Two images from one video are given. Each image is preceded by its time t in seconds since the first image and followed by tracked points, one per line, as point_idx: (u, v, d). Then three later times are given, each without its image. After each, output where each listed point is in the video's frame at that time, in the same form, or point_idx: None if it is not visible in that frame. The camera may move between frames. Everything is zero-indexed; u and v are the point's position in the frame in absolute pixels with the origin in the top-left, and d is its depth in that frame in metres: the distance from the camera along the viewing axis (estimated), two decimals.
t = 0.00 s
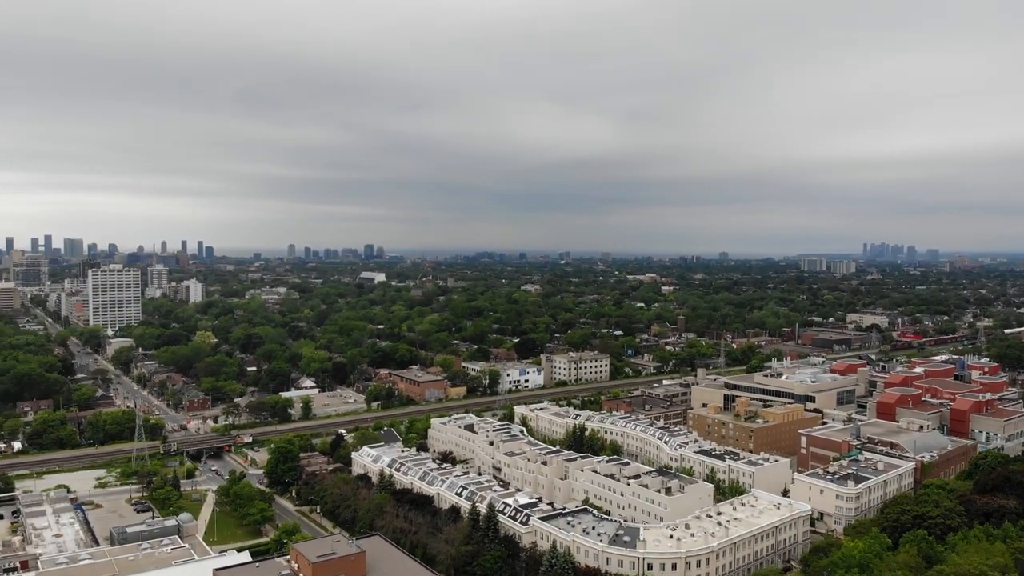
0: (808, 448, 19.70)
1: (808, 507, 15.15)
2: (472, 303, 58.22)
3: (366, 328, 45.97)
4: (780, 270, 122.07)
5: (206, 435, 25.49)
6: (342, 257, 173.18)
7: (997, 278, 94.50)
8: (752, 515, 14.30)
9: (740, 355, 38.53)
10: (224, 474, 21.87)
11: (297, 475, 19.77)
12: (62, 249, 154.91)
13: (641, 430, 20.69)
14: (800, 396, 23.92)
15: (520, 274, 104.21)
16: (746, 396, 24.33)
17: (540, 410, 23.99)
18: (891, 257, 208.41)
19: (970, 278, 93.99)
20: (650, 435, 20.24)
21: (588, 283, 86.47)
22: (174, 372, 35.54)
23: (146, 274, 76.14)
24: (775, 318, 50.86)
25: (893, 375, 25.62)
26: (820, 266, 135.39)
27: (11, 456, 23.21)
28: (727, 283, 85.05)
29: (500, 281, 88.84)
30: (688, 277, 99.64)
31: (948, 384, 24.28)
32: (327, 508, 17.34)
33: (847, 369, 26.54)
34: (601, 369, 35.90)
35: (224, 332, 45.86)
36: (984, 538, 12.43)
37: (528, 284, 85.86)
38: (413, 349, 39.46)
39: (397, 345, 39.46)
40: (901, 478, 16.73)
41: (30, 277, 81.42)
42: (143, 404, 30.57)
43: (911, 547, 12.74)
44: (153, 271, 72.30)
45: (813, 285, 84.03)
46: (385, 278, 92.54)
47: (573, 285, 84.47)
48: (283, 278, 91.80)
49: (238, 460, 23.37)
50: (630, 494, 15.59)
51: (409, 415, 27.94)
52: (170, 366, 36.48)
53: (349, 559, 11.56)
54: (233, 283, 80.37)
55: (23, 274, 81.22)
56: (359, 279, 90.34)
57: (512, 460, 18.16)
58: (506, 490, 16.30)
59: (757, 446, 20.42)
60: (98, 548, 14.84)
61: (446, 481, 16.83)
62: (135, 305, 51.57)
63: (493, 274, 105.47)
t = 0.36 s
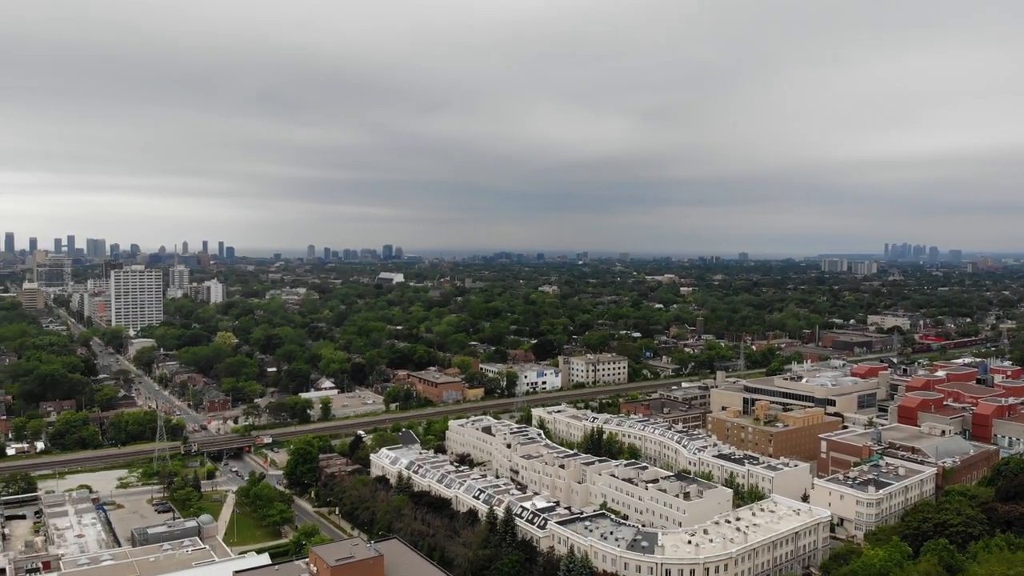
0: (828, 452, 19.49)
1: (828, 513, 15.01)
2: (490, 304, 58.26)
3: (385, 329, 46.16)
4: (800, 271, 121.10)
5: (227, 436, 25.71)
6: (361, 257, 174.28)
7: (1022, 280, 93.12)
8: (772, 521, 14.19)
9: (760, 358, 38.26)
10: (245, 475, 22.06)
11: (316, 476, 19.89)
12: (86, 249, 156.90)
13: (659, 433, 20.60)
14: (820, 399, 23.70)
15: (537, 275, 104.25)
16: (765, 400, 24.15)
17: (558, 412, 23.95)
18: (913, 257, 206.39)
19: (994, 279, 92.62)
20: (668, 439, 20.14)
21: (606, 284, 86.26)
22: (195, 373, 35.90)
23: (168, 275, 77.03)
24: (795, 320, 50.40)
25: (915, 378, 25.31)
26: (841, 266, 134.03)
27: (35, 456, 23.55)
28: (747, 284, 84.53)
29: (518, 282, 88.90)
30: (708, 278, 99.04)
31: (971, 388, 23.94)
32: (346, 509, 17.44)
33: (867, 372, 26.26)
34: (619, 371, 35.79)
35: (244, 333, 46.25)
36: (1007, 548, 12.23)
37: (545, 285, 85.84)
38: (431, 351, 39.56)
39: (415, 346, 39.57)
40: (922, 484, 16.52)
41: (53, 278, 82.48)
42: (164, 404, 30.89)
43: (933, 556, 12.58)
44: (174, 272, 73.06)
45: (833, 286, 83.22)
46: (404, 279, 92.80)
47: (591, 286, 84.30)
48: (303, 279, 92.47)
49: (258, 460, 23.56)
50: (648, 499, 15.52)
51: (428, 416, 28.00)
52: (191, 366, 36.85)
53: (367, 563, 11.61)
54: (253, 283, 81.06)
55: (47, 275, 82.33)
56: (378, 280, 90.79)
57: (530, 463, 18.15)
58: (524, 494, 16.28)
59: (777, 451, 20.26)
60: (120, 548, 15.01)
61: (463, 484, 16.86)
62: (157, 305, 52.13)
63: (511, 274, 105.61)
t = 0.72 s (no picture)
0: (846, 457, 19.31)
1: (846, 518, 14.89)
2: (506, 305, 58.32)
3: (401, 330, 46.31)
4: (817, 272, 120.24)
5: (245, 436, 25.91)
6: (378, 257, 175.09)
7: None
8: (789, 527, 14.09)
9: (778, 360, 38.03)
10: (262, 476, 22.21)
11: (333, 478, 19.99)
12: (106, 249, 158.60)
13: (675, 437, 20.51)
14: (838, 403, 23.50)
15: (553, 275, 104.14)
16: (782, 403, 23.99)
17: (573, 414, 23.93)
18: (933, 257, 204.72)
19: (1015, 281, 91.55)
20: (685, 442, 20.05)
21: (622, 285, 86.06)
22: (213, 373, 36.21)
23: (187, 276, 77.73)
24: (813, 322, 50.03)
25: (935, 382, 25.03)
26: (858, 267, 132.80)
27: (56, 456, 23.84)
28: (764, 285, 84.09)
29: (534, 282, 88.92)
30: (725, 279, 98.50)
31: (992, 392, 23.65)
32: (362, 511, 17.51)
33: (886, 376, 26.02)
34: (635, 373, 35.70)
35: (262, 333, 46.60)
36: None
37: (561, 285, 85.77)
38: (447, 352, 39.65)
39: (431, 347, 39.65)
40: (941, 490, 16.34)
41: (73, 278, 83.42)
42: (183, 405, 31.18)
43: (952, 564, 12.45)
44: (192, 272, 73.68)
45: (852, 287, 82.45)
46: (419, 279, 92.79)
47: (607, 286, 84.14)
48: (321, 279, 93.09)
49: (275, 461, 23.72)
50: (664, 503, 15.46)
51: (444, 418, 28.06)
52: (210, 367, 37.17)
53: (384, 566, 11.66)
54: (270, 284, 81.63)
55: (67, 275, 83.33)
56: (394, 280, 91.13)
57: (545, 467, 18.13)
58: (540, 497, 16.28)
59: (794, 455, 20.12)
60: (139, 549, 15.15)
61: (479, 486, 16.88)
62: (175, 305, 52.61)
63: (527, 274, 105.59)
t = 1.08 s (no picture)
0: (866, 461, 19.11)
1: (866, 524, 14.73)
2: (524, 306, 58.30)
3: (419, 331, 46.45)
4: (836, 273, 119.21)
5: (264, 437, 26.13)
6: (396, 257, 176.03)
7: None
8: (808, 533, 13.96)
9: (797, 363, 37.72)
10: (281, 477, 22.37)
11: (351, 479, 20.09)
12: (128, 249, 160.50)
13: (694, 441, 20.41)
14: (859, 407, 23.25)
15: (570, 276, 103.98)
16: (802, 407, 23.79)
17: (591, 417, 23.89)
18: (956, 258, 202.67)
19: None
20: (703, 447, 19.93)
21: (640, 286, 85.75)
22: (233, 374, 36.52)
23: (208, 277, 78.52)
24: (834, 324, 49.54)
25: (957, 386, 24.69)
26: (880, 268, 131.45)
27: (79, 456, 24.16)
28: (784, 286, 83.50)
29: (551, 284, 88.87)
30: (744, 279, 97.83)
31: (1016, 396, 23.28)
32: (380, 514, 17.58)
33: (908, 379, 25.72)
34: (653, 376, 35.55)
35: (281, 334, 46.94)
36: None
37: (579, 286, 85.49)
38: (464, 353, 39.70)
39: (448, 348, 39.70)
40: (963, 496, 16.12)
41: (96, 278, 84.54)
42: (203, 405, 31.48)
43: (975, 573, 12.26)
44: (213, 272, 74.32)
45: (873, 288, 81.61)
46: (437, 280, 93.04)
47: (625, 288, 83.90)
48: (340, 279, 93.71)
49: (295, 462, 23.88)
50: (683, 508, 15.38)
51: (462, 420, 28.12)
52: (230, 367, 37.50)
53: (402, 570, 11.74)
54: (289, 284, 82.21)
55: (90, 275, 84.48)
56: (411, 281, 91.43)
57: (563, 470, 18.12)
58: (557, 501, 16.26)
59: (814, 460, 19.95)
60: (160, 550, 15.30)
61: (497, 490, 16.90)
62: (196, 306, 53.14)
63: (544, 275, 105.49)
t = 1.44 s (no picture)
0: (887, 467, 18.89)
1: (887, 531, 14.57)
2: (541, 307, 58.27)
3: (436, 332, 46.54)
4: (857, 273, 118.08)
5: (284, 438, 26.33)
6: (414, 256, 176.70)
7: None
8: (828, 539, 13.84)
9: (818, 365, 37.41)
10: (300, 478, 22.51)
11: (370, 482, 20.19)
12: (150, 250, 162.36)
13: (712, 444, 20.30)
14: (880, 411, 23.01)
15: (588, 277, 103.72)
16: (822, 410, 23.58)
17: (608, 420, 23.83)
18: (979, 258, 200.07)
19: None
20: (722, 451, 19.83)
21: (659, 287, 85.45)
22: (253, 375, 36.83)
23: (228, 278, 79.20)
24: (854, 326, 49.04)
25: (980, 390, 24.34)
26: (901, 269, 129.98)
27: (101, 456, 24.46)
28: (805, 287, 82.75)
29: (569, 284, 88.70)
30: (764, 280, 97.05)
31: None
32: (398, 516, 17.64)
33: (929, 383, 25.41)
34: (672, 378, 35.39)
35: (301, 335, 47.25)
36: None
37: (597, 287, 85.27)
38: (482, 354, 39.71)
39: (466, 350, 39.73)
40: (985, 502, 15.90)
41: (118, 279, 85.62)
42: (224, 406, 31.76)
43: None
44: (234, 273, 74.71)
45: (895, 290, 80.69)
46: (455, 280, 93.27)
47: (643, 288, 83.57)
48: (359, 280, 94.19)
49: (313, 463, 24.04)
50: (701, 512, 15.30)
51: (479, 422, 28.14)
52: (250, 368, 37.82)
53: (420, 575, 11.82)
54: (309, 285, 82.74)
55: (112, 276, 85.58)
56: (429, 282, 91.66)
57: (581, 474, 18.09)
58: (575, 505, 16.24)
59: (834, 464, 19.76)
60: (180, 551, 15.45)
61: (514, 493, 16.91)
62: (217, 307, 53.61)
63: (562, 276, 105.44)
